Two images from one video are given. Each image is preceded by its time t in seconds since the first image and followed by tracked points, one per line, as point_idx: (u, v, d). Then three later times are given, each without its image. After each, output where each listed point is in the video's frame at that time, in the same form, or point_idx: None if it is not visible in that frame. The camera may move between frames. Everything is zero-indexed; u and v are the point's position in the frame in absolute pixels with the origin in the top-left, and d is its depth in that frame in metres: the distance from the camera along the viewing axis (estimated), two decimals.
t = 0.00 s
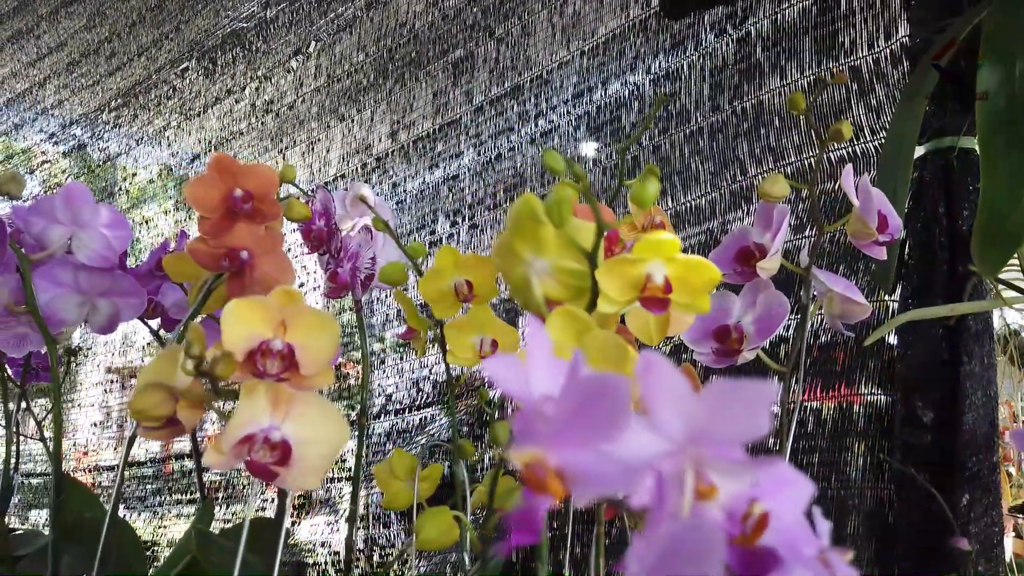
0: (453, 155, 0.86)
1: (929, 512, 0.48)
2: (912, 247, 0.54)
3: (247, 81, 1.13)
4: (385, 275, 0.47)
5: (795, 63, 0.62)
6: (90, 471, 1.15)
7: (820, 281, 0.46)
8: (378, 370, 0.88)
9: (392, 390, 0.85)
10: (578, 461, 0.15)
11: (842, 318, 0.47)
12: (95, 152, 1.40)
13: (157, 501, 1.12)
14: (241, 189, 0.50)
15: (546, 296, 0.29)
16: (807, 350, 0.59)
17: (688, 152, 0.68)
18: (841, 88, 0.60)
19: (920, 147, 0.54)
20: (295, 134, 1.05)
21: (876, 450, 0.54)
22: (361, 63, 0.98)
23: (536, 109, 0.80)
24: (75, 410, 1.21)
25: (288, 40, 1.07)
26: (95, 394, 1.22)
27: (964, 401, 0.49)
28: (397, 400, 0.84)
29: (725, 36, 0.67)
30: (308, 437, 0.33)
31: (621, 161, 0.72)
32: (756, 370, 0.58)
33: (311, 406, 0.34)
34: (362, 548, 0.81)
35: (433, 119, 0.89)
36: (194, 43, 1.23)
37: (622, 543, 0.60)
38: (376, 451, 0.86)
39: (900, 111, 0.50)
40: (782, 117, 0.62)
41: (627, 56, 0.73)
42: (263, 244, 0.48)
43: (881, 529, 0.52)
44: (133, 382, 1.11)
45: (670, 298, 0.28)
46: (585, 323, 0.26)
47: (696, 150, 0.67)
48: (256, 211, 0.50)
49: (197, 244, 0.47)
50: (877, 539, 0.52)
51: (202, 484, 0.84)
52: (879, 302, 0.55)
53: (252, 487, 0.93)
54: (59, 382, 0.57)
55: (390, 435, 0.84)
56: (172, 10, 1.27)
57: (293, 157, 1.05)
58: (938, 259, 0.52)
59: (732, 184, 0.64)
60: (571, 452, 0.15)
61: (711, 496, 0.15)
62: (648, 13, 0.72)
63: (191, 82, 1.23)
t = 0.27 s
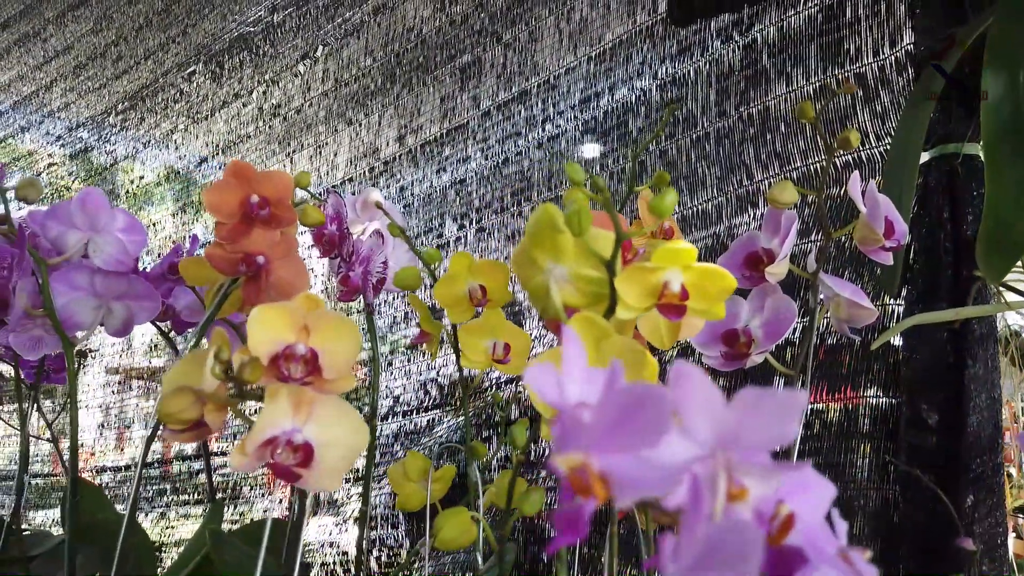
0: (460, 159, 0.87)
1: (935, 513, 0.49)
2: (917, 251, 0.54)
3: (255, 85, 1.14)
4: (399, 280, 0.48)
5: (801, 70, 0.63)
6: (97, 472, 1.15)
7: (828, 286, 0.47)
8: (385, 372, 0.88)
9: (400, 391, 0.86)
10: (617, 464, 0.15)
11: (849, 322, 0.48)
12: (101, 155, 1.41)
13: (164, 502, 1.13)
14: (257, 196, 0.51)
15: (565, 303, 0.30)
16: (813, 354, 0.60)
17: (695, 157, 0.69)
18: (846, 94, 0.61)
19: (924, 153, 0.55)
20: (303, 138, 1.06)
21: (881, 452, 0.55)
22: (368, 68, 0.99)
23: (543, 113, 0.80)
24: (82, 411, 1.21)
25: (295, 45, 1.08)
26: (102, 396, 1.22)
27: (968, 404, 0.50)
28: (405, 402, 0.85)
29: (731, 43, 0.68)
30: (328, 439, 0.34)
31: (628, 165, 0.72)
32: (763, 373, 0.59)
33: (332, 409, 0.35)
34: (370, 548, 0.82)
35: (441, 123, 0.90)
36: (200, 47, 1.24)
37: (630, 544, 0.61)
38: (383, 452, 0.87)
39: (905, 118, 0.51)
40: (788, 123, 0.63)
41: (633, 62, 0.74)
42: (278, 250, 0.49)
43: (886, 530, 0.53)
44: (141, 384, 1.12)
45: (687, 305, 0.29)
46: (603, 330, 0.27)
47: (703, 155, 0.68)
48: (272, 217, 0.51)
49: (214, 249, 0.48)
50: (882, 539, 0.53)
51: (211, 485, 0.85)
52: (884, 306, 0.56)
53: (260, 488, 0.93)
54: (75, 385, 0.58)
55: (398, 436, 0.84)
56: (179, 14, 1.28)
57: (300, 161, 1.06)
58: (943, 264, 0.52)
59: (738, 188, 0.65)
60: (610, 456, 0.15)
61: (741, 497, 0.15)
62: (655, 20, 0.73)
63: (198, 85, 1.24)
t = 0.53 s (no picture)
0: (465, 162, 0.88)
1: (938, 511, 0.50)
2: (920, 254, 0.55)
3: (261, 88, 1.15)
4: (411, 282, 0.49)
5: (804, 74, 0.64)
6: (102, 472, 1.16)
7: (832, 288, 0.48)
8: (391, 372, 0.89)
9: (405, 392, 0.87)
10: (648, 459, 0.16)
11: (853, 323, 0.49)
12: (107, 156, 1.42)
13: (169, 502, 1.13)
14: (270, 199, 0.52)
15: (579, 305, 0.31)
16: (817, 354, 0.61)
17: (699, 160, 0.70)
18: (849, 98, 0.61)
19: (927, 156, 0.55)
20: (309, 140, 1.06)
21: (885, 451, 0.55)
22: (374, 71, 1.00)
23: (549, 116, 0.81)
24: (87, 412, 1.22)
25: (301, 48, 1.09)
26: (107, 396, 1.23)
27: (971, 404, 0.51)
28: (410, 402, 0.86)
29: (735, 47, 0.69)
30: (344, 439, 0.35)
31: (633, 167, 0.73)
32: (768, 373, 0.60)
33: (347, 410, 0.36)
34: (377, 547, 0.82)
35: (446, 126, 0.90)
36: (206, 49, 1.24)
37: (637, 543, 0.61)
38: (389, 452, 0.87)
39: (908, 123, 0.51)
40: (792, 127, 0.64)
41: (638, 66, 0.75)
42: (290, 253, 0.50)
43: (890, 528, 0.54)
44: (147, 384, 1.13)
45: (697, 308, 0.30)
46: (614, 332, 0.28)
47: (707, 158, 0.69)
48: (285, 220, 0.52)
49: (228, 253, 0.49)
50: (886, 538, 0.54)
51: (218, 485, 0.86)
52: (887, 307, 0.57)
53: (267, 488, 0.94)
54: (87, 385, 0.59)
55: (404, 436, 0.85)
56: (185, 17, 1.29)
57: (306, 163, 1.06)
58: (946, 266, 0.53)
59: (742, 191, 0.66)
60: (640, 452, 0.16)
61: (761, 493, 0.16)
62: (659, 24, 0.73)
63: (204, 88, 1.25)
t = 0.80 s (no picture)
0: (471, 166, 0.89)
1: (939, 512, 0.51)
2: (921, 258, 0.56)
3: (267, 91, 1.16)
4: (420, 287, 0.50)
5: (807, 80, 0.65)
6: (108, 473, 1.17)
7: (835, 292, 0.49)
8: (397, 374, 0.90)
9: (411, 394, 0.87)
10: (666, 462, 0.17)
11: (855, 327, 0.50)
12: (113, 159, 1.43)
13: (175, 503, 1.14)
14: (282, 204, 0.53)
15: (590, 310, 0.32)
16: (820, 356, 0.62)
17: (703, 164, 0.71)
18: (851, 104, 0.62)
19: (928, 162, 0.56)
20: (314, 144, 1.07)
21: (887, 453, 0.56)
22: (379, 75, 1.00)
23: (554, 121, 0.82)
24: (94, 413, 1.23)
25: (306, 52, 1.10)
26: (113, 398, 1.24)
27: (971, 406, 0.51)
28: (416, 404, 0.87)
29: (738, 53, 0.70)
30: (359, 441, 0.36)
31: (637, 172, 0.74)
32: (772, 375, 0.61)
33: (362, 411, 0.36)
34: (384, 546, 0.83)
35: (451, 130, 0.91)
36: (212, 53, 1.25)
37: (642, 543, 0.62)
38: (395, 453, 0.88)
39: (909, 129, 0.52)
40: (795, 132, 0.65)
41: (642, 71, 0.76)
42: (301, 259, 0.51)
43: (891, 528, 0.55)
44: (152, 386, 1.13)
45: (707, 314, 0.31)
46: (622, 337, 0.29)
47: (711, 163, 0.70)
48: (297, 225, 0.53)
49: (239, 260, 0.51)
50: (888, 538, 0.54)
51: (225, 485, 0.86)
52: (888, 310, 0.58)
53: (274, 489, 0.95)
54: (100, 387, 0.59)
55: (410, 437, 0.86)
56: (191, 21, 1.30)
57: (312, 166, 1.07)
58: (947, 269, 0.54)
59: (746, 196, 0.67)
60: (662, 454, 0.18)
61: (774, 493, 0.17)
62: (663, 30, 0.74)
63: (210, 91, 1.26)
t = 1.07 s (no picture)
0: (477, 170, 0.90)
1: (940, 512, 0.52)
2: (922, 263, 0.57)
3: (273, 96, 1.17)
4: (433, 291, 0.51)
5: (810, 87, 0.66)
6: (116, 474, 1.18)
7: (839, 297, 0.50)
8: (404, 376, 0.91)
9: (418, 396, 0.88)
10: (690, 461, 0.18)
11: (858, 330, 0.51)
12: (120, 162, 1.44)
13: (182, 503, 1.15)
14: (296, 210, 0.54)
15: (603, 316, 0.33)
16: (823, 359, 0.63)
17: (707, 169, 0.72)
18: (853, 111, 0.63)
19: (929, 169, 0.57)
20: (321, 148, 1.08)
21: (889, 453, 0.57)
22: (386, 80, 1.01)
23: (559, 126, 0.83)
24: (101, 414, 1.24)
25: (313, 56, 1.11)
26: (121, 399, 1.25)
27: (972, 408, 0.52)
28: (423, 405, 0.87)
29: (742, 60, 0.71)
30: (376, 443, 0.37)
31: (642, 177, 0.75)
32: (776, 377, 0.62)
33: (379, 414, 0.37)
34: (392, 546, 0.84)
35: (457, 135, 0.92)
36: (218, 58, 1.27)
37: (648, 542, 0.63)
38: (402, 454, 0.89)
39: (910, 136, 0.53)
40: (798, 139, 0.66)
41: (647, 78, 0.77)
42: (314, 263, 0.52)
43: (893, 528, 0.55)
44: (159, 387, 1.14)
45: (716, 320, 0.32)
46: (632, 341, 0.31)
47: (715, 168, 0.71)
48: (311, 231, 0.54)
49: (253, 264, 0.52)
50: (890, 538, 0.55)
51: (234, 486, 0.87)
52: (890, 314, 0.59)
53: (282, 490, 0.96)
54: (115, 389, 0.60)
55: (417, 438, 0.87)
56: (197, 25, 1.31)
57: (319, 170, 1.08)
58: (948, 274, 0.55)
59: (750, 201, 0.68)
60: (680, 455, 0.18)
61: (788, 493, 0.18)
62: (668, 37, 0.75)
63: (216, 95, 1.27)
